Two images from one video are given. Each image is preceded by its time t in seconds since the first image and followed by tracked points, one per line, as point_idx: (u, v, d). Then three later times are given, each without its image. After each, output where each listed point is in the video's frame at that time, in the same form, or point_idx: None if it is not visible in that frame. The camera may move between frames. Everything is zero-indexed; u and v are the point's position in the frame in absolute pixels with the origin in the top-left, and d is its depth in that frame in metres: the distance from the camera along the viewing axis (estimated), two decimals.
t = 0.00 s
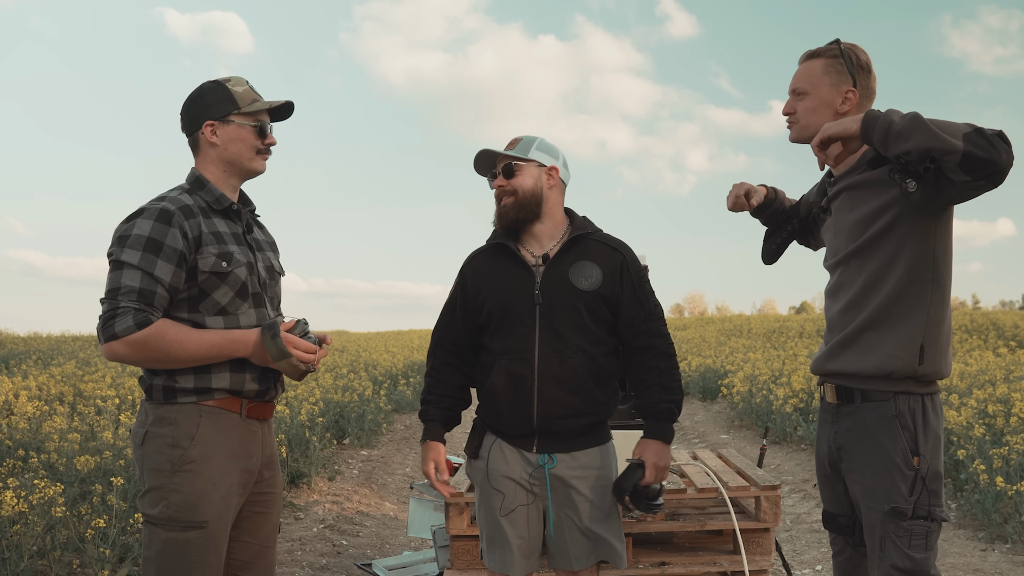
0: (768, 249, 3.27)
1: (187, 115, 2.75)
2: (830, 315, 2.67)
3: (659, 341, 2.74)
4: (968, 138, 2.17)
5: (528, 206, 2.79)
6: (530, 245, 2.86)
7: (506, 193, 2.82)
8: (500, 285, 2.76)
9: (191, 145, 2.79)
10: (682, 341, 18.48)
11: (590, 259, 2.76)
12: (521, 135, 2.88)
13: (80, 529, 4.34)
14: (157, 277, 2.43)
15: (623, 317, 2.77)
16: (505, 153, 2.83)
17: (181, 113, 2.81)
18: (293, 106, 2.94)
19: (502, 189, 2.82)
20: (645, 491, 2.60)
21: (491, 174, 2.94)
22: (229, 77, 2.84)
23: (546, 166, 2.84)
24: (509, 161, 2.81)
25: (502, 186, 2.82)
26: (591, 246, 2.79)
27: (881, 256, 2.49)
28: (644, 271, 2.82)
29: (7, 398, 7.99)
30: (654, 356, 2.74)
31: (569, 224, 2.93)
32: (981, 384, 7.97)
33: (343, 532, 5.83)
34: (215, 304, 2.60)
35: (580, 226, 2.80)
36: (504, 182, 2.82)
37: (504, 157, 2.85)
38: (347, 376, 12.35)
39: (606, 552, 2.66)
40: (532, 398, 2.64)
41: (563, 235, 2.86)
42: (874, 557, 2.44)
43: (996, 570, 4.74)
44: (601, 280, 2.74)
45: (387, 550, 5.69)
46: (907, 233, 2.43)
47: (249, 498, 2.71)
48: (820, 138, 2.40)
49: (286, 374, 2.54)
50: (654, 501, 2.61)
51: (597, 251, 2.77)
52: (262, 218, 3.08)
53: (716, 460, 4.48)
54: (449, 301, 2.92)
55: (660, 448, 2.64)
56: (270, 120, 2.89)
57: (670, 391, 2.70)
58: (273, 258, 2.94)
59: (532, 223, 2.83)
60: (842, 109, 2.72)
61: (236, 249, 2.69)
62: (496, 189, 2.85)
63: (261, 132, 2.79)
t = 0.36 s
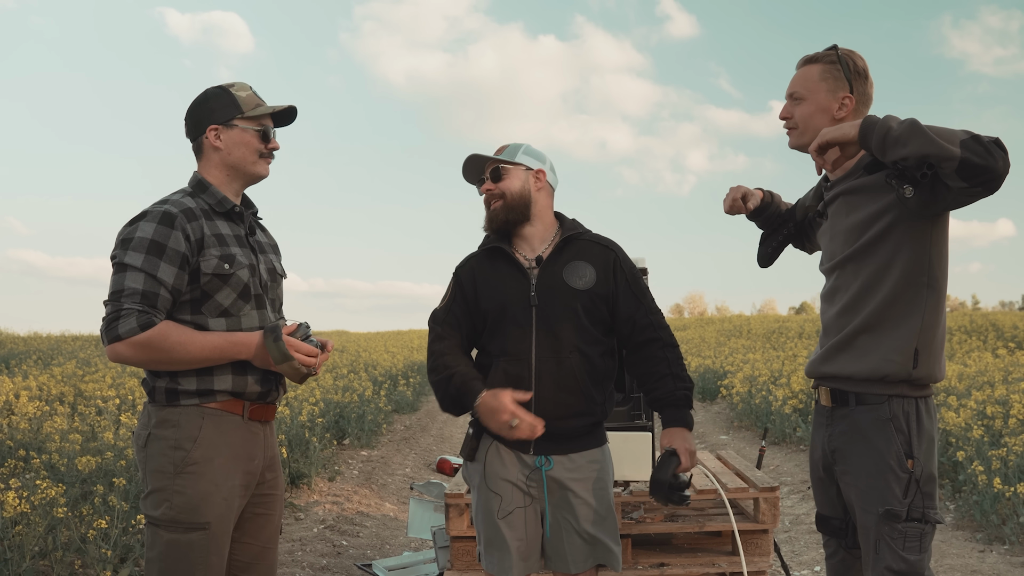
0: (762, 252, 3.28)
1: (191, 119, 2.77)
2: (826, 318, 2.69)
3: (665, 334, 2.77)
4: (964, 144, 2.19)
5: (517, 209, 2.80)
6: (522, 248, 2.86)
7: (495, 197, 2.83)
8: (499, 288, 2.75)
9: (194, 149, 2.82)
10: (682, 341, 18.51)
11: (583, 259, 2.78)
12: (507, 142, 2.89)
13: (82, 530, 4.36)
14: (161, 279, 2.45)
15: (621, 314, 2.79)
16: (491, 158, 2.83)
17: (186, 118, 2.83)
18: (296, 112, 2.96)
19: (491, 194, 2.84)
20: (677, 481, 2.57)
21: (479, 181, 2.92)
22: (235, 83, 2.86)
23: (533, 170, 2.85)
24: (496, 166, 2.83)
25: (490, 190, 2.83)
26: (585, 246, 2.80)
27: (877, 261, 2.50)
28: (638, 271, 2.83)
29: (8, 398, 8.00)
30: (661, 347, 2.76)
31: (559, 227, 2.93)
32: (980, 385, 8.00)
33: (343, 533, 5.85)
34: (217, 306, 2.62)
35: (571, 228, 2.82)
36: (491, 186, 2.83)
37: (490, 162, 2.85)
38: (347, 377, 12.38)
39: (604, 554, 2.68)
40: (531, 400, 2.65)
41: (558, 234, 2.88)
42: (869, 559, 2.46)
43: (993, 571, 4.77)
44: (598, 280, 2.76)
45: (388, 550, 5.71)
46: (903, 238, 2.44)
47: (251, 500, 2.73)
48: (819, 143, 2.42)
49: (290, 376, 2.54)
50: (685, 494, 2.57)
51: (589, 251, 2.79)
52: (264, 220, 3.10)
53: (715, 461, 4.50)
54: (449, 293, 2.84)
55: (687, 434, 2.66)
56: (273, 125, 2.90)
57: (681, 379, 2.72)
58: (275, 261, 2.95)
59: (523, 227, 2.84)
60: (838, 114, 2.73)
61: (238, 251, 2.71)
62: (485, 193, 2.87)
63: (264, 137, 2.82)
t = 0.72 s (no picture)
0: (758, 255, 3.30)
1: (195, 121, 2.79)
2: (821, 319, 2.71)
3: (666, 331, 2.84)
4: (960, 147, 2.21)
5: (516, 218, 2.82)
6: (521, 250, 2.88)
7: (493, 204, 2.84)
8: (499, 290, 2.75)
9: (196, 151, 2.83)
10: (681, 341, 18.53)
11: (581, 262, 2.81)
12: (503, 143, 2.90)
13: (82, 529, 4.38)
14: (160, 279, 2.47)
15: (622, 314, 2.85)
16: (486, 164, 2.84)
17: (189, 119, 2.85)
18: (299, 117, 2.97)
19: (488, 202, 2.84)
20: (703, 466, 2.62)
21: (474, 185, 2.96)
22: (239, 87, 2.89)
23: (530, 174, 2.87)
24: (492, 174, 2.83)
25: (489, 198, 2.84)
26: (582, 247, 2.84)
27: (872, 262, 2.52)
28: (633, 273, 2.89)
29: (9, 398, 8.03)
30: (666, 343, 2.82)
31: (555, 228, 2.96)
32: (978, 386, 8.02)
33: (343, 532, 5.87)
34: (216, 305, 2.64)
35: (568, 230, 2.84)
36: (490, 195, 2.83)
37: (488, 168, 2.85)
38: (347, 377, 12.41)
39: (602, 552, 2.71)
40: (533, 400, 2.66)
41: (554, 237, 2.91)
42: (862, 558, 2.48)
43: (990, 570, 4.79)
44: (599, 281, 2.80)
45: (387, 550, 5.73)
46: (898, 241, 2.46)
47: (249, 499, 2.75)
48: (818, 146, 2.44)
49: (282, 382, 2.57)
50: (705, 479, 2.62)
51: (587, 253, 2.83)
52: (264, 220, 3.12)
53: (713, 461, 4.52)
54: (438, 292, 2.85)
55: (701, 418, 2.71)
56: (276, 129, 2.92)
57: (689, 370, 2.78)
58: (274, 261, 2.97)
59: (520, 232, 2.86)
60: (834, 117, 2.75)
61: (237, 251, 2.72)
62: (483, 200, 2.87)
63: (266, 140, 2.84)
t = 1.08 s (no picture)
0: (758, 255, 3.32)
1: (199, 125, 2.81)
2: (823, 322, 2.72)
3: (664, 338, 2.82)
4: (951, 151, 2.22)
5: (509, 222, 2.82)
6: (516, 254, 2.90)
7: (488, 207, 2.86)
8: (491, 294, 2.78)
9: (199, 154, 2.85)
10: (680, 341, 18.54)
11: (576, 267, 2.81)
12: (502, 144, 2.93)
13: (82, 530, 4.39)
14: (160, 284, 2.48)
15: (617, 319, 2.85)
16: (483, 166, 2.86)
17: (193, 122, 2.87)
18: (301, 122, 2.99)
19: (483, 204, 2.87)
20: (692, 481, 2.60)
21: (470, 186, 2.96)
22: (243, 91, 2.90)
23: (527, 178, 2.88)
24: (488, 177, 2.86)
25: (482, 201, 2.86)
26: (579, 253, 2.84)
27: (873, 266, 2.53)
28: (630, 276, 2.89)
29: (9, 399, 8.04)
30: (662, 351, 2.81)
31: (551, 231, 2.98)
32: (976, 386, 8.04)
33: (342, 533, 5.88)
34: (216, 310, 2.65)
35: (565, 235, 2.85)
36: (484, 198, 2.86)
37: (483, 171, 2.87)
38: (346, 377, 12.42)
39: (595, 553, 2.72)
40: (521, 405, 2.68)
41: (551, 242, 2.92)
42: (862, 559, 2.49)
43: (988, 571, 4.80)
44: (593, 287, 2.80)
45: (386, 550, 5.74)
46: (897, 244, 2.48)
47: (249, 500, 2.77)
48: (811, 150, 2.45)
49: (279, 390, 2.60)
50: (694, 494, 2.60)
51: (583, 257, 2.83)
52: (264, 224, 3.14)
53: (711, 462, 4.53)
54: (433, 293, 2.89)
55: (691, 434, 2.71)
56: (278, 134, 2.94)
57: (683, 380, 2.76)
58: (274, 265, 2.98)
59: (515, 236, 2.87)
60: (833, 120, 2.77)
61: (237, 256, 2.74)
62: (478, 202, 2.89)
63: (269, 145, 2.85)
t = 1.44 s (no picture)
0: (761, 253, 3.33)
1: (195, 126, 2.82)
2: (826, 321, 2.73)
3: (643, 343, 2.80)
4: (949, 153, 2.23)
5: (504, 222, 2.83)
6: (514, 254, 2.91)
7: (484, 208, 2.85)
8: (484, 294, 2.80)
9: (198, 156, 2.86)
10: (680, 341, 18.55)
11: (570, 266, 2.82)
12: (497, 145, 2.93)
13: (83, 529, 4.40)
14: (161, 283, 2.49)
15: (606, 320, 2.83)
16: (479, 167, 2.86)
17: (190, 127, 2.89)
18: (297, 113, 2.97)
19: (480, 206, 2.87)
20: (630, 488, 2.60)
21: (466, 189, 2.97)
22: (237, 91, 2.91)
23: (521, 179, 2.90)
24: (484, 178, 2.87)
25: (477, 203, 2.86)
26: (572, 252, 2.84)
27: (875, 265, 2.54)
28: (626, 276, 2.87)
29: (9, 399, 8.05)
30: (639, 356, 2.79)
31: (548, 230, 2.98)
32: (976, 386, 8.04)
33: (343, 532, 5.89)
34: (217, 309, 2.66)
35: (561, 234, 2.85)
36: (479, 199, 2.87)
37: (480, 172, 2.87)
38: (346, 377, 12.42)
39: (592, 552, 2.72)
40: (514, 402, 2.69)
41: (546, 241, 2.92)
42: (863, 556, 2.50)
43: (987, 570, 4.81)
44: (584, 286, 2.80)
45: (387, 550, 5.75)
46: (899, 243, 2.48)
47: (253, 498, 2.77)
48: (810, 149, 2.45)
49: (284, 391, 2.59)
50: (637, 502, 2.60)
51: (577, 257, 2.83)
52: (265, 223, 3.15)
53: (711, 461, 4.54)
54: (432, 298, 2.93)
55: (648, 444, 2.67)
56: (275, 128, 2.94)
57: (653, 390, 2.74)
58: (275, 264, 2.99)
59: (512, 235, 2.88)
60: (834, 119, 2.78)
61: (238, 255, 2.75)
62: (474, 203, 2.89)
63: (264, 137, 2.85)
